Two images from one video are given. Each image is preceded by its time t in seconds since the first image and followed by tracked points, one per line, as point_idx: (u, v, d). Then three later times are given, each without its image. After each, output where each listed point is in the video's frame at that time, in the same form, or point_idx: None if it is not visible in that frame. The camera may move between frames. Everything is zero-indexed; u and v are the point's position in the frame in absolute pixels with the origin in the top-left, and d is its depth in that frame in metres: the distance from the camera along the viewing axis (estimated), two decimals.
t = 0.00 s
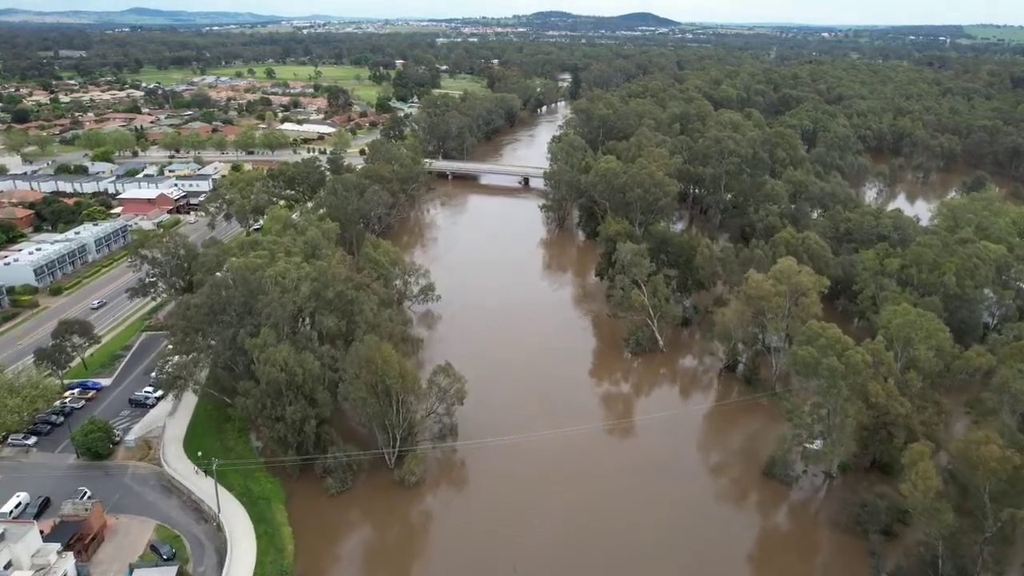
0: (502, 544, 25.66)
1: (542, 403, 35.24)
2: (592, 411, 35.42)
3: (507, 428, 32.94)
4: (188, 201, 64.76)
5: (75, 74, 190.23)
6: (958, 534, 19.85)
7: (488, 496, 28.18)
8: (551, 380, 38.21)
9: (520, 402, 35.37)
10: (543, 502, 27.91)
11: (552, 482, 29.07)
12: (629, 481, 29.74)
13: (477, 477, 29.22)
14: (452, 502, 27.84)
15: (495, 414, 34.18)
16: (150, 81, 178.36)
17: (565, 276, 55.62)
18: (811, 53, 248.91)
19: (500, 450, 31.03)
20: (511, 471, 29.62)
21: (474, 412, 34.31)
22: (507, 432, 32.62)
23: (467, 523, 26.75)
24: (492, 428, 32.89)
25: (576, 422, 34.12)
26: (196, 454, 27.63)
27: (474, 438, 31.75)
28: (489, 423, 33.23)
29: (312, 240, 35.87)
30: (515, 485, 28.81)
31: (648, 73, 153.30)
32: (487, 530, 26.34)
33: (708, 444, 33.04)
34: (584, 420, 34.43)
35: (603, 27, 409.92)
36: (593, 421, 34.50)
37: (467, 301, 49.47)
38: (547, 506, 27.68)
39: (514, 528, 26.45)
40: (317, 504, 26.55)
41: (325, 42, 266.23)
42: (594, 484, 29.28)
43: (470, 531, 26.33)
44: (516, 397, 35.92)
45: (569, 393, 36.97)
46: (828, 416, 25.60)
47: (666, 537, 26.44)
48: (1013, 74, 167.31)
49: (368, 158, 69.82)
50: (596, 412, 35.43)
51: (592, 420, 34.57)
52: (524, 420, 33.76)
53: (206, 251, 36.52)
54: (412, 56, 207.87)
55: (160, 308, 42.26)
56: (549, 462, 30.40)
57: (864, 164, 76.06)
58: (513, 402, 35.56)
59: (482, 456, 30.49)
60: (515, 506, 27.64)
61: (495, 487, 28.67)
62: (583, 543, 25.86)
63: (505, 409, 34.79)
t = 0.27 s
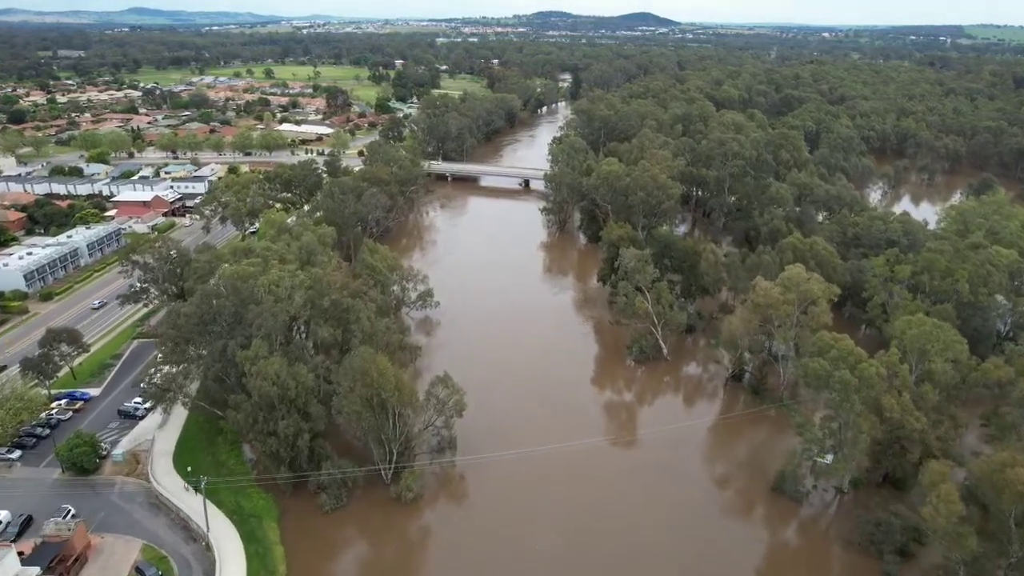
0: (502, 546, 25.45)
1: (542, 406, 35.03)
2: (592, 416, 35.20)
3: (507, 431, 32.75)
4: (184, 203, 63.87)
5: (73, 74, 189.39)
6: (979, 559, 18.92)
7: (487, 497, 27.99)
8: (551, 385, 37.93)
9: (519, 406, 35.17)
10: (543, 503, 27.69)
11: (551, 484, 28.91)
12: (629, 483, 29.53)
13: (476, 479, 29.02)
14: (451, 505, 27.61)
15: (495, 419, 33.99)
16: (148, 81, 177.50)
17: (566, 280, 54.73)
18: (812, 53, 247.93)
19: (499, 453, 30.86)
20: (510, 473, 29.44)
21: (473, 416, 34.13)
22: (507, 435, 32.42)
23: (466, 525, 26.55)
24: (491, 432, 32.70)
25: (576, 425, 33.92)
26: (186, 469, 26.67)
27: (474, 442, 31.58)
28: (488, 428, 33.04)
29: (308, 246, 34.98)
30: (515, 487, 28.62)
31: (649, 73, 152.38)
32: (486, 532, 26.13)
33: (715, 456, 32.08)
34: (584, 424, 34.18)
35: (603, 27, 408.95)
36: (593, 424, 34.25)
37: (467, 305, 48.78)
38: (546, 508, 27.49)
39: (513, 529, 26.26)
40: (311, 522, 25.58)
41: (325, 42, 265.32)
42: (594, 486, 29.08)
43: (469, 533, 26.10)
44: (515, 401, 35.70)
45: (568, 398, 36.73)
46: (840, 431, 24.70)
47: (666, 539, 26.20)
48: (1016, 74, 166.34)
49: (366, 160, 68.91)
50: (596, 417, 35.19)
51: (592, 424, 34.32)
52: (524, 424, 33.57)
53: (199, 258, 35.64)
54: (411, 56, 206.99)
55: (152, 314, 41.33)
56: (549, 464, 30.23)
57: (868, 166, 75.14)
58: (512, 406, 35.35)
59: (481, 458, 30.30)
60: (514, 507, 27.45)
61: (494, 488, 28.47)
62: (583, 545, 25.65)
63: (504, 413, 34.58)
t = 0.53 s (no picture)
0: (502, 554, 24.96)
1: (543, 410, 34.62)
2: (594, 421, 34.68)
3: (507, 436, 32.26)
4: (179, 206, 62.94)
5: (71, 74, 188.67)
6: None
7: (488, 504, 27.50)
8: (553, 389, 37.40)
9: (520, 411, 34.68)
10: (544, 510, 27.20)
11: (552, 488, 28.52)
12: (631, 489, 29.03)
13: (476, 485, 28.54)
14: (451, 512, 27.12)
15: (495, 424, 33.51)
16: (145, 81, 176.61)
17: (567, 284, 53.81)
18: (813, 53, 247.00)
19: (500, 458, 30.39)
20: (510, 478, 29.04)
21: (474, 421, 33.67)
22: (508, 440, 31.94)
23: (465, 532, 26.05)
24: (492, 437, 32.23)
25: (577, 431, 33.43)
26: (174, 486, 25.70)
27: (474, 448, 31.13)
28: (488, 433, 32.56)
29: (303, 253, 34.07)
30: (515, 493, 28.14)
31: (650, 74, 151.52)
32: (486, 539, 25.65)
33: (722, 468, 31.13)
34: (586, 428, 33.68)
35: (604, 27, 408.06)
36: (595, 429, 33.76)
37: (466, 310, 48.04)
38: (547, 514, 27.00)
39: (514, 537, 25.75)
40: (304, 540, 24.66)
41: (325, 42, 264.47)
42: (595, 493, 28.59)
43: (469, 541, 25.63)
44: (516, 405, 35.20)
45: (570, 403, 36.22)
46: (853, 447, 23.75)
47: (669, 547, 25.69)
48: (1019, 74, 165.45)
49: (364, 162, 68.04)
50: (598, 421, 34.70)
51: (594, 429, 33.81)
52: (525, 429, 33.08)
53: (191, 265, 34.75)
54: (411, 56, 206.14)
55: (144, 321, 40.38)
56: (550, 470, 29.73)
57: (873, 167, 74.21)
58: (513, 411, 34.87)
59: (482, 464, 29.81)
60: (515, 514, 26.96)
61: (495, 494, 28.00)
62: (584, 553, 25.15)
63: (505, 418, 34.10)
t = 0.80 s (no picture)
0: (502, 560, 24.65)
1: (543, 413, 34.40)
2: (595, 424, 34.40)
3: (507, 439, 32.02)
4: (174, 208, 62.02)
5: (68, 74, 187.85)
6: None
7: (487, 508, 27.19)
8: (553, 391, 37.08)
9: (520, 413, 34.45)
10: (544, 514, 26.94)
11: (552, 491, 28.33)
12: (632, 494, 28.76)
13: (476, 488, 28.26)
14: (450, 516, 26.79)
15: (495, 427, 33.25)
16: (143, 81, 175.71)
17: (568, 288, 52.85)
18: (814, 53, 246.11)
19: (500, 462, 30.14)
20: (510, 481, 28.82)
21: (473, 424, 33.44)
22: (507, 444, 31.70)
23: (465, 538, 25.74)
24: (492, 440, 31.97)
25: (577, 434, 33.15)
26: (161, 503, 24.70)
27: (473, 451, 30.87)
28: (488, 436, 32.30)
29: (297, 258, 33.17)
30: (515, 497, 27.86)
31: (651, 74, 150.61)
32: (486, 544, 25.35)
33: (730, 480, 30.17)
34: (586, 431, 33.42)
35: (604, 27, 407.47)
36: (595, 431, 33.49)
37: (465, 313, 47.42)
38: (547, 518, 26.74)
39: (514, 542, 25.45)
40: (296, 560, 23.61)
41: (325, 42, 263.64)
42: (596, 497, 28.30)
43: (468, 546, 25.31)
44: (516, 408, 34.92)
45: (570, 406, 35.94)
46: (868, 462, 22.82)
47: (671, 553, 25.40)
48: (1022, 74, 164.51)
49: (362, 163, 67.13)
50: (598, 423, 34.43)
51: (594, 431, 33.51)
52: (525, 432, 32.81)
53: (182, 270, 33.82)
54: (410, 56, 205.28)
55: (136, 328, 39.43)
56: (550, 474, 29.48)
57: (877, 168, 73.27)
58: (513, 414, 34.62)
59: (482, 468, 29.53)
60: (515, 519, 26.67)
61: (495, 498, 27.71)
62: (585, 557, 24.86)
63: (505, 421, 33.83)
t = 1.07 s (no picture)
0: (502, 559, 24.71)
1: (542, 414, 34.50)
2: (595, 424, 34.47)
3: (507, 440, 32.20)
4: (169, 210, 61.12)
5: (66, 74, 186.98)
6: None
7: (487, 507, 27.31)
8: (552, 392, 37.14)
9: (520, 415, 34.57)
10: (543, 514, 27.07)
11: (552, 491, 28.47)
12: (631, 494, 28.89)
13: (476, 488, 28.40)
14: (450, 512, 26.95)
15: (495, 428, 33.37)
16: (141, 81, 174.74)
17: (570, 292, 51.96)
18: (815, 53, 245.33)
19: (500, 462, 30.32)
20: (510, 481, 28.98)
21: (473, 425, 33.55)
22: (506, 445, 31.87)
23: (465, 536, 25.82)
24: (492, 441, 32.13)
25: (577, 434, 33.25)
26: (148, 520, 23.69)
27: (473, 452, 31.00)
28: (487, 437, 32.45)
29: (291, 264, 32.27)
30: (515, 496, 28.01)
31: (652, 74, 149.67)
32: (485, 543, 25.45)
33: (739, 493, 29.15)
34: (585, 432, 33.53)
35: (604, 27, 406.59)
36: (595, 432, 33.60)
37: (465, 315, 47.04)
38: (546, 518, 26.83)
39: (513, 541, 25.57)
40: None
41: (324, 42, 262.85)
42: (595, 497, 28.42)
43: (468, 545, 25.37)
44: (516, 410, 35.00)
45: (569, 406, 35.96)
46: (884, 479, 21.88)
47: (670, 551, 25.45)
48: None
49: (360, 165, 66.23)
50: (598, 424, 34.49)
51: (594, 432, 33.56)
52: (524, 433, 32.95)
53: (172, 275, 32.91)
54: (410, 56, 204.37)
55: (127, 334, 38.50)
56: (549, 474, 29.64)
57: (882, 170, 72.35)
58: (513, 415, 34.74)
59: (481, 469, 29.67)
60: (515, 518, 26.78)
61: (494, 497, 27.86)
62: (583, 556, 24.96)
63: (505, 423, 33.92)
